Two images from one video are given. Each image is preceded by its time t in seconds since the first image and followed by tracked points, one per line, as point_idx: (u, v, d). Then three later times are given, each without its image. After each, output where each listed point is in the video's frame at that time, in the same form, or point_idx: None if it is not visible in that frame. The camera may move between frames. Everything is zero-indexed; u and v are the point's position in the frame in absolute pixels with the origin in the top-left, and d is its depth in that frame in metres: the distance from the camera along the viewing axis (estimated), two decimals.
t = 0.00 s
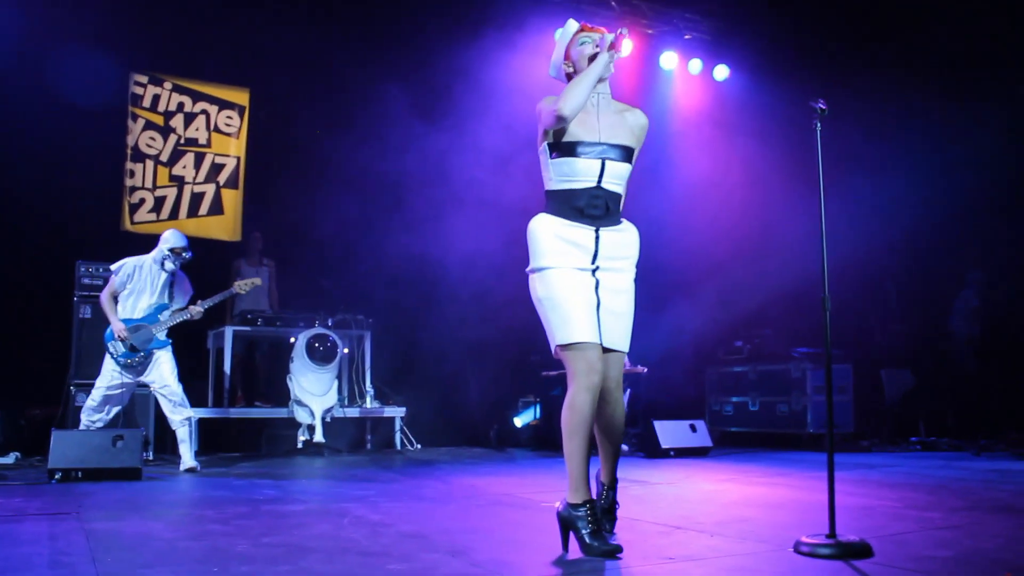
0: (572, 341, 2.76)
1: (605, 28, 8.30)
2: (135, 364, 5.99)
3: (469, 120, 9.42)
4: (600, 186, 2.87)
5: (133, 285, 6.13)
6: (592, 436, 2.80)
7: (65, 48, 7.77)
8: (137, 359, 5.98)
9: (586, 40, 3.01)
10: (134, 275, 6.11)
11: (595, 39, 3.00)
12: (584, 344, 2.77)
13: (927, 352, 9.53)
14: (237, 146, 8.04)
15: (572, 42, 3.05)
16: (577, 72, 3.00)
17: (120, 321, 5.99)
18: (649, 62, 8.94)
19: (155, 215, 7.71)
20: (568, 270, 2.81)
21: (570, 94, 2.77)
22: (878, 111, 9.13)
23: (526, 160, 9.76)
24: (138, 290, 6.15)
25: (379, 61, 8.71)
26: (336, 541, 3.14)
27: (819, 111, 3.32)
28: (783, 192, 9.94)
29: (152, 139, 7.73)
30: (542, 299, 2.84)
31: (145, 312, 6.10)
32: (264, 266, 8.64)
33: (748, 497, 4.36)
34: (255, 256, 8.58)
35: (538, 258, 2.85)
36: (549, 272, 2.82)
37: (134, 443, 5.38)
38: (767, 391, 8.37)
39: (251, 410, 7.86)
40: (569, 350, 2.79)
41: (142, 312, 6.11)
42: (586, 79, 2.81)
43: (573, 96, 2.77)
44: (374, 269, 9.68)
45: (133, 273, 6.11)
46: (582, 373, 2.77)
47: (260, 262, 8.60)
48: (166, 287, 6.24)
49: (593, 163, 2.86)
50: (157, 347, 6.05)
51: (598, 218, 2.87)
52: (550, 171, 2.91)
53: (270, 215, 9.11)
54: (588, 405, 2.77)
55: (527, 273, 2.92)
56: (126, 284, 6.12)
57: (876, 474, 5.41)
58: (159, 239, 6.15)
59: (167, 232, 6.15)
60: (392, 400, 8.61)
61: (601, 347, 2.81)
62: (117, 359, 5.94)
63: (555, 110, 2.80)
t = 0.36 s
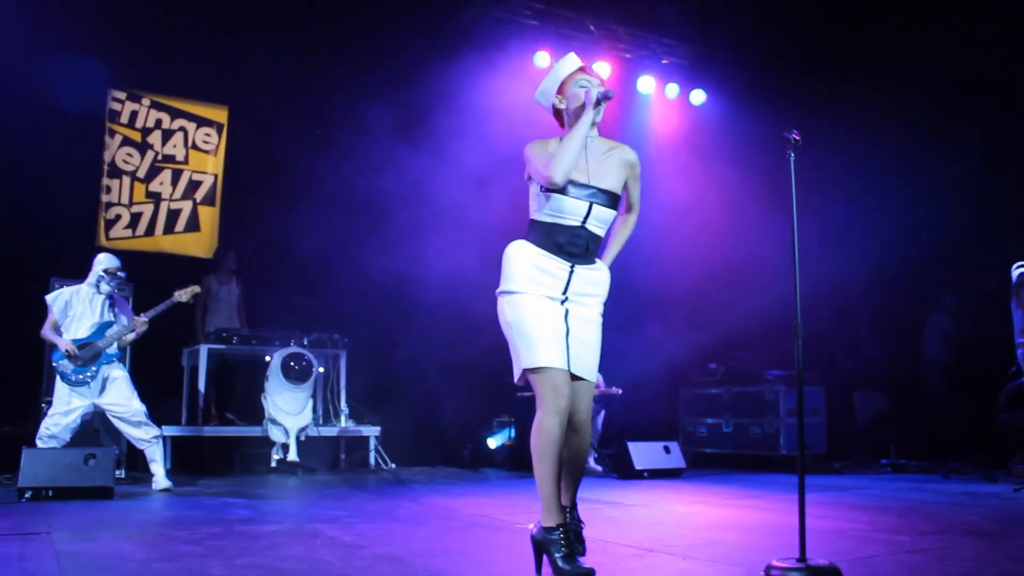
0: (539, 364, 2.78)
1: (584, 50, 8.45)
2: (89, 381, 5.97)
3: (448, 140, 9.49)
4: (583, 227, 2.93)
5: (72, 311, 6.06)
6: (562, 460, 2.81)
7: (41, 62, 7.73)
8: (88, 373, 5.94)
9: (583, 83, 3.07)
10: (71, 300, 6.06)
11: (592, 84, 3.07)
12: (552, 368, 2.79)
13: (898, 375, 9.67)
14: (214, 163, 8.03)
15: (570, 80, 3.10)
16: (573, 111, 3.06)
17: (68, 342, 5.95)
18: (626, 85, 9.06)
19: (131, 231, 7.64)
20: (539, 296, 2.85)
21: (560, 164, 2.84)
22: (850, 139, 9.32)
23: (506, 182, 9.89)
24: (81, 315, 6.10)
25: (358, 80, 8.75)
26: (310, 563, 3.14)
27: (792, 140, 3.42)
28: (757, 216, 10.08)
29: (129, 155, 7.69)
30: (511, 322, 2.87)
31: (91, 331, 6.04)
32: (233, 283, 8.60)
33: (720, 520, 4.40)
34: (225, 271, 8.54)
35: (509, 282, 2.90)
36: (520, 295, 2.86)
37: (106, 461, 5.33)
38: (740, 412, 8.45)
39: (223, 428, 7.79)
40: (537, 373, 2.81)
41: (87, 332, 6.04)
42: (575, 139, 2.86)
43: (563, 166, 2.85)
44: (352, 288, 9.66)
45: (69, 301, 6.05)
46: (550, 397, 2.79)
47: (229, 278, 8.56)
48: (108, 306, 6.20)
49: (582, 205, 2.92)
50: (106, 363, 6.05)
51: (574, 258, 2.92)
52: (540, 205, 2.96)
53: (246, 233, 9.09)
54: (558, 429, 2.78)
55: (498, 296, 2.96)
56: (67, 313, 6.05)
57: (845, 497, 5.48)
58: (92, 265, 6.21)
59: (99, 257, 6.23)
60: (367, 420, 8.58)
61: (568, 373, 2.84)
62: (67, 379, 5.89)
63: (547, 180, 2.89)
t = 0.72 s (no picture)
0: (537, 362, 2.84)
1: (569, 44, 8.46)
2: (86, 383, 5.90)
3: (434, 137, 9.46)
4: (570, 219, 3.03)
5: (67, 309, 6.03)
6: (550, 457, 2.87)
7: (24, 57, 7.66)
8: (83, 375, 5.86)
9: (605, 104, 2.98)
10: (66, 299, 6.03)
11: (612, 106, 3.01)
12: (552, 368, 2.85)
13: (880, 370, 9.74)
14: (200, 158, 7.99)
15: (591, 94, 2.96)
16: (588, 127, 2.96)
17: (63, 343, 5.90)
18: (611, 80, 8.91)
19: (115, 227, 7.61)
20: (539, 296, 2.89)
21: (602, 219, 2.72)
22: (834, 136, 9.35)
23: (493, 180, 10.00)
24: (75, 311, 6.06)
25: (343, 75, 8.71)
26: (291, 559, 3.14)
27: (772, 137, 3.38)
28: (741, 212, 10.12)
29: (113, 151, 7.64)
30: (509, 320, 2.88)
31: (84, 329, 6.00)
32: (218, 279, 8.55)
33: (702, 515, 4.43)
34: (209, 269, 8.49)
35: (514, 279, 2.88)
36: (523, 295, 2.87)
37: (89, 458, 5.30)
38: (725, 408, 8.49)
39: (208, 425, 7.77)
40: (532, 368, 2.86)
41: (82, 329, 6.01)
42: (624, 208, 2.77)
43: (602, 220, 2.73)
44: (337, 283, 9.63)
45: (63, 298, 6.03)
46: (548, 394, 2.85)
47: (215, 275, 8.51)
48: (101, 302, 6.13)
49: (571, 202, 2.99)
50: (103, 362, 5.97)
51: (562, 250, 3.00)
52: (530, 203, 2.95)
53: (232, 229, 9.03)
54: (550, 426, 2.84)
55: (495, 291, 2.94)
56: (61, 311, 6.03)
57: (827, 492, 5.51)
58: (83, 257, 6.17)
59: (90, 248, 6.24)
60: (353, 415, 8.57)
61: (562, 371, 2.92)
62: (65, 381, 5.83)
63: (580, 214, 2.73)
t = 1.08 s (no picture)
0: (528, 359, 2.98)
1: (562, 35, 8.42)
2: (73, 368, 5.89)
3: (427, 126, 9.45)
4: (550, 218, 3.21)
5: (54, 295, 5.98)
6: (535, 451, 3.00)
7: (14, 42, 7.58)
8: (70, 363, 5.84)
9: (560, 111, 3.23)
10: (54, 285, 5.98)
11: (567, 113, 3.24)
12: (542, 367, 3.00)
13: (868, 364, 9.78)
14: (192, 147, 7.96)
15: (549, 103, 3.20)
16: (541, 134, 3.20)
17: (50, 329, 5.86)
18: (602, 72, 9.01)
19: (106, 215, 7.57)
20: (536, 298, 3.03)
21: (523, 177, 2.96)
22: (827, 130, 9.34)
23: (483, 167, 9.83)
24: (62, 298, 5.99)
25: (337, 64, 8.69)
26: (271, 547, 3.13)
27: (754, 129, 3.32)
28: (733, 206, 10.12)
29: (104, 139, 7.60)
30: (508, 321, 3.02)
31: (73, 317, 5.94)
32: (223, 270, 8.57)
33: (685, 506, 4.44)
34: (210, 258, 8.51)
35: (512, 282, 3.02)
36: (524, 297, 3.02)
37: (75, 446, 5.27)
38: (713, 400, 8.51)
39: (196, 413, 7.75)
40: (523, 366, 2.99)
41: (70, 317, 5.95)
42: (554, 173, 2.96)
43: (524, 179, 2.96)
44: (328, 272, 9.61)
45: (52, 284, 5.98)
46: (535, 393, 2.98)
47: (218, 265, 8.51)
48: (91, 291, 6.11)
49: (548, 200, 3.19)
50: (89, 351, 5.93)
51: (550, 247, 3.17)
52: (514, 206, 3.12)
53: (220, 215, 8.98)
54: (535, 421, 2.98)
55: (492, 291, 3.07)
56: (48, 296, 5.99)
57: (811, 484, 5.54)
58: (72, 242, 6.10)
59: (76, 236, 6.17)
60: (342, 405, 8.56)
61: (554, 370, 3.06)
62: (51, 367, 5.81)
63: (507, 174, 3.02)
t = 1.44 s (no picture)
0: (538, 358, 3.15)
1: (558, 25, 8.46)
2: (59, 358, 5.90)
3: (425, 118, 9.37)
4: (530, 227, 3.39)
5: (36, 291, 5.98)
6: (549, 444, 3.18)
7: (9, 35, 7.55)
8: (58, 351, 5.86)
9: (511, 110, 3.50)
10: (36, 282, 5.98)
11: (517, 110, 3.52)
12: (554, 364, 3.16)
13: (868, 355, 9.73)
14: (190, 140, 7.94)
15: (496, 108, 3.52)
16: (503, 135, 3.48)
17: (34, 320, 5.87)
18: (601, 63, 8.99)
19: (105, 209, 7.56)
20: (524, 304, 3.23)
21: (545, 159, 3.21)
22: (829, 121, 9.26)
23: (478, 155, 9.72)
24: (45, 293, 6.00)
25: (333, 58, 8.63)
26: (260, 539, 3.11)
27: (742, 116, 3.33)
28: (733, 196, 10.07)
29: (103, 133, 7.57)
30: (504, 330, 3.21)
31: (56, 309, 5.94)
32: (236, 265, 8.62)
33: (681, 497, 4.43)
34: (227, 252, 8.55)
35: (499, 300, 3.22)
36: (513, 305, 3.21)
37: (70, 439, 5.26)
38: (712, 392, 8.49)
39: (193, 406, 7.74)
40: (533, 365, 3.17)
41: (54, 310, 5.95)
42: (551, 138, 3.27)
43: (548, 160, 3.22)
44: (326, 265, 9.59)
45: (34, 280, 5.97)
46: (558, 390, 3.15)
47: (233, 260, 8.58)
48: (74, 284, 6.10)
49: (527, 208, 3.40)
50: (76, 339, 5.97)
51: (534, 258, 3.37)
52: (495, 219, 3.33)
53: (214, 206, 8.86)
54: (560, 417, 3.15)
55: (485, 313, 3.27)
56: (32, 294, 5.97)
57: (808, 474, 5.52)
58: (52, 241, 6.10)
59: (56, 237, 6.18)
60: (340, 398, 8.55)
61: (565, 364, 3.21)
62: (38, 356, 5.83)
63: (529, 172, 3.21)
